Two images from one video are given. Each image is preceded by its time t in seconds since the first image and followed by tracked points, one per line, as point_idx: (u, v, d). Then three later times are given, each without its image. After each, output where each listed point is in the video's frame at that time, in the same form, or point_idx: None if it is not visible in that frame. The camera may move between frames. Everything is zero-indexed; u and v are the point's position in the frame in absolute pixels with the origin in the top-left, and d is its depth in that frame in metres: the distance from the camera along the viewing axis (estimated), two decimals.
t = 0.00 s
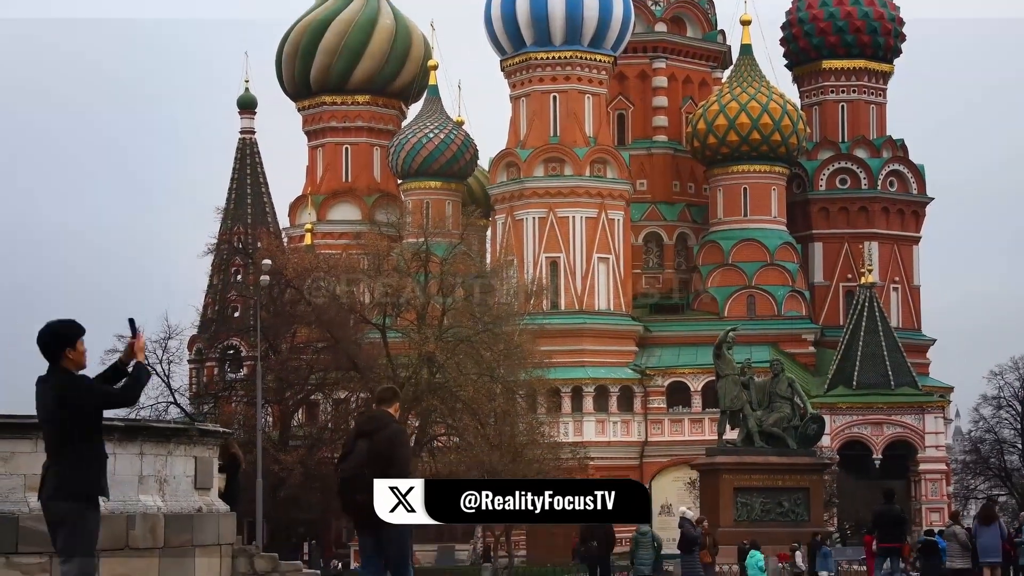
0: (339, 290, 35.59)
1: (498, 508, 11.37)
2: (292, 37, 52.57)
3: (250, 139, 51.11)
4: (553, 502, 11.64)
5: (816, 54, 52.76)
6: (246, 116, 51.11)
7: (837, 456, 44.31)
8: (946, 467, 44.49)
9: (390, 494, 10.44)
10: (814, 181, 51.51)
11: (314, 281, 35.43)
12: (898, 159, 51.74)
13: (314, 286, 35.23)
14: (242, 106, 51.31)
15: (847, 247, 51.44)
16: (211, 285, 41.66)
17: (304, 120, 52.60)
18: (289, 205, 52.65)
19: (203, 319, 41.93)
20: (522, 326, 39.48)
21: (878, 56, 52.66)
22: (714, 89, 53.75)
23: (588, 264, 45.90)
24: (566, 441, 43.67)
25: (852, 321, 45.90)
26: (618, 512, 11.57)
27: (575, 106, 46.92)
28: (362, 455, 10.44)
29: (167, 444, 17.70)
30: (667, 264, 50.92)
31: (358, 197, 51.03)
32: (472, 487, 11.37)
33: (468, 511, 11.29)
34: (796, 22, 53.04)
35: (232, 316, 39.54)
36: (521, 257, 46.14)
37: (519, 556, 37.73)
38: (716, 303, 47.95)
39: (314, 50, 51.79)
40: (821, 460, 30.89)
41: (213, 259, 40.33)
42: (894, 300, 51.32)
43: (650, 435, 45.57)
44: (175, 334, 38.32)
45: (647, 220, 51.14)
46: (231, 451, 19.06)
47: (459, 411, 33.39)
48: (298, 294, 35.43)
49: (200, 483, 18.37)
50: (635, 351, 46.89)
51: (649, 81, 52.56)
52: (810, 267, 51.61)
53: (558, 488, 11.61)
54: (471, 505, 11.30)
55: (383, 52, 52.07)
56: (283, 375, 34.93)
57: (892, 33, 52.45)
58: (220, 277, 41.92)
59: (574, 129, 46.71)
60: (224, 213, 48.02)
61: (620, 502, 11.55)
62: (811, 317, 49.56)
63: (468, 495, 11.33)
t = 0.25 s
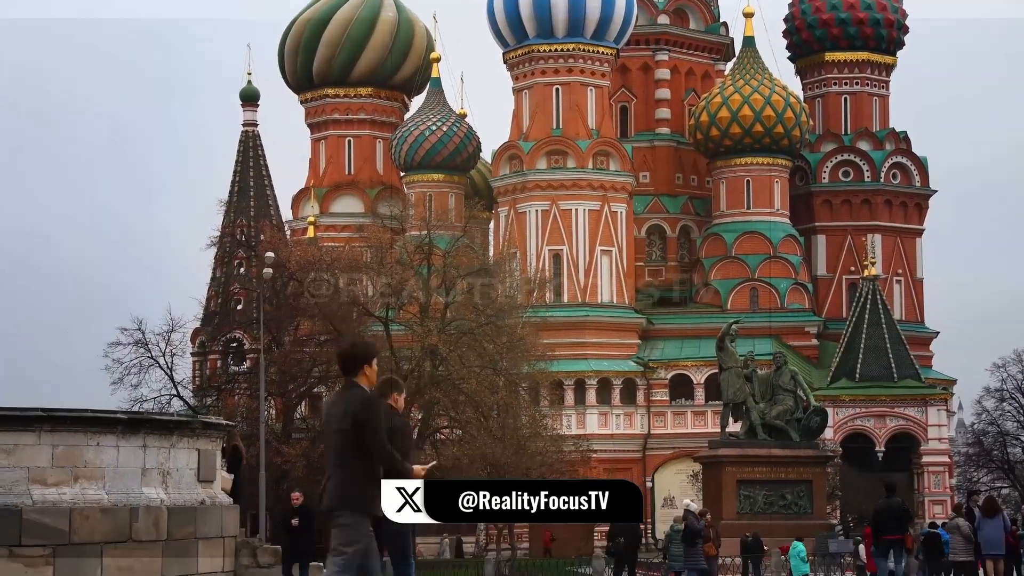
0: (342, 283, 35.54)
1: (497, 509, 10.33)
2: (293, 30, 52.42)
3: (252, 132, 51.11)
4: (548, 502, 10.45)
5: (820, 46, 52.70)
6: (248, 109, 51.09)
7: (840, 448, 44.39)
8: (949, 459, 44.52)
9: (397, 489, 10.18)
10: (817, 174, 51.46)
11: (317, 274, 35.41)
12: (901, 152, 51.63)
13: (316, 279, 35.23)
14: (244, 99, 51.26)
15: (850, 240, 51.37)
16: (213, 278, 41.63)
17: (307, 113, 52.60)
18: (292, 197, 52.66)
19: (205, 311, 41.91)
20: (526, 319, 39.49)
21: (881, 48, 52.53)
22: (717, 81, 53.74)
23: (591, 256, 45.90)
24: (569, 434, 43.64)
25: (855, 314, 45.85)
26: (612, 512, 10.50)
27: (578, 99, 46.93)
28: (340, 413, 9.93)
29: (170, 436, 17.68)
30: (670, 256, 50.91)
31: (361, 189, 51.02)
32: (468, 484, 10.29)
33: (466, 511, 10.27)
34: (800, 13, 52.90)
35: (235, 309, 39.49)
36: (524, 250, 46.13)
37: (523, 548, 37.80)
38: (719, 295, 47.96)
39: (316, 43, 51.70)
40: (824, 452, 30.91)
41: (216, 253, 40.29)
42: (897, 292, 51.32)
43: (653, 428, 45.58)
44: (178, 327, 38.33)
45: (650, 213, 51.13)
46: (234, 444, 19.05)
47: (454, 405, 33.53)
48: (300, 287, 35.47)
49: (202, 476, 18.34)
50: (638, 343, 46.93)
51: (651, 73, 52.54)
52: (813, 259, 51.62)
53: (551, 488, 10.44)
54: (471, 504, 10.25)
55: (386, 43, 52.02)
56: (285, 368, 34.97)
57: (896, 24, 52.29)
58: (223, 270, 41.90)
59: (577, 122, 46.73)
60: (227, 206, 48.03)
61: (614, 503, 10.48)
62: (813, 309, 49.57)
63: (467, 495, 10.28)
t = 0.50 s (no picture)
0: (344, 275, 35.42)
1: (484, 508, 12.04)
2: (297, 22, 52.57)
3: (256, 123, 51.17)
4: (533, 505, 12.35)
5: (823, 37, 52.65)
6: (252, 100, 51.14)
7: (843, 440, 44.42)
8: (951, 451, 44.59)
9: (409, 492, 10.58)
10: (820, 165, 51.37)
11: (319, 266, 35.37)
12: (904, 143, 51.56)
13: (319, 271, 35.22)
14: (247, 91, 51.30)
15: (853, 232, 51.37)
16: (216, 270, 41.58)
17: (310, 104, 52.64)
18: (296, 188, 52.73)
19: (209, 302, 41.86)
20: (529, 311, 39.42)
21: (884, 39, 52.50)
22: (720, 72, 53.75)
23: (594, 247, 45.87)
24: (572, 424, 43.65)
25: (857, 307, 45.50)
26: (599, 510, 12.48)
27: (581, 90, 46.93)
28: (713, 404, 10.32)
29: (173, 426, 17.65)
30: (673, 247, 50.88)
31: (364, 180, 51.01)
32: (460, 489, 11.91)
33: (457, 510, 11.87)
34: (803, 6, 52.93)
35: (237, 300, 39.49)
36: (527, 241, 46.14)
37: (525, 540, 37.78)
38: (721, 286, 47.97)
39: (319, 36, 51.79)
40: (827, 443, 30.98)
41: (218, 244, 40.27)
42: (900, 284, 51.31)
43: (655, 419, 45.58)
44: (181, 318, 38.36)
45: (653, 204, 51.07)
46: (238, 435, 19.12)
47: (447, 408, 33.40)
48: (303, 278, 35.48)
49: (205, 467, 18.35)
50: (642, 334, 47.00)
51: (654, 65, 52.50)
52: (816, 250, 51.66)
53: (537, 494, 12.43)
54: (462, 504, 11.86)
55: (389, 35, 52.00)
56: (288, 359, 34.98)
57: (899, 15, 52.29)
58: (226, 261, 41.84)
59: (580, 113, 46.73)
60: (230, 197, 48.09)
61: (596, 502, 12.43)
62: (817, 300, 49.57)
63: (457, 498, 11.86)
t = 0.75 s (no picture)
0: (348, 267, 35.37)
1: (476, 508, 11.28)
2: (301, 14, 52.50)
3: (259, 115, 51.16)
4: (527, 503, 11.60)
5: (827, 30, 52.71)
6: (255, 92, 51.13)
7: (847, 431, 44.43)
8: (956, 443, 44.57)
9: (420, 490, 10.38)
10: (824, 158, 51.43)
11: (323, 259, 35.32)
12: (908, 135, 51.63)
13: (323, 264, 35.17)
14: (251, 83, 51.27)
15: (856, 224, 51.34)
16: (221, 262, 41.59)
17: (313, 96, 52.67)
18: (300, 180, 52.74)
19: (213, 294, 41.87)
20: (534, 303, 39.45)
21: (888, 31, 52.51)
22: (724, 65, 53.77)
23: (597, 240, 45.84)
24: (576, 417, 43.67)
25: (861, 299, 45.43)
26: (585, 511, 11.70)
27: (585, 82, 46.87)
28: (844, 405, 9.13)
29: (178, 420, 17.50)
30: (676, 240, 50.83)
31: (367, 172, 51.02)
32: (451, 487, 11.21)
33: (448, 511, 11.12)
34: None
35: (241, 294, 39.47)
36: (530, 233, 46.11)
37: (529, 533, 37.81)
38: (725, 279, 47.92)
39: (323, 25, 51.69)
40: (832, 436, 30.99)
41: (221, 237, 40.25)
42: (904, 276, 51.25)
43: (659, 411, 45.69)
44: (185, 310, 38.36)
45: (656, 197, 51.06)
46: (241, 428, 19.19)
47: (413, 390, 33.23)
48: (308, 271, 35.46)
49: (211, 461, 18.21)
50: (645, 326, 46.97)
51: (658, 57, 52.51)
52: (820, 242, 51.63)
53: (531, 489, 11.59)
54: (452, 506, 11.10)
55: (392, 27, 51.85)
56: (291, 352, 34.91)
57: (903, 7, 52.36)
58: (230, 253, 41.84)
59: (583, 106, 46.64)
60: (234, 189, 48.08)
61: (591, 502, 11.67)
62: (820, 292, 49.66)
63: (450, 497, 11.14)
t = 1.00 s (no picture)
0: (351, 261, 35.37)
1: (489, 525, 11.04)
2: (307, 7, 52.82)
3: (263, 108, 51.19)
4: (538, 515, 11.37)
5: (830, 24, 52.65)
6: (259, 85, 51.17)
7: (851, 426, 44.35)
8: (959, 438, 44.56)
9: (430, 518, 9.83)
10: (827, 152, 51.36)
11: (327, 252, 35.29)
12: (911, 130, 51.42)
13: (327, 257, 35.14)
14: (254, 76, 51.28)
15: (860, 218, 51.28)
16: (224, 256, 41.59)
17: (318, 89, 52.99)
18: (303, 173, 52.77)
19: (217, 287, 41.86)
20: (536, 296, 39.46)
21: (891, 25, 52.53)
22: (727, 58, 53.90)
23: (601, 234, 45.75)
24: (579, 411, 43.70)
25: (864, 294, 45.33)
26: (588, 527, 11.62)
27: (588, 76, 46.79)
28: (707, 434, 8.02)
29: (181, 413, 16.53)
30: (680, 234, 50.68)
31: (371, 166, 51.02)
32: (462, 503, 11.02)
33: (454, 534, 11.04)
34: None
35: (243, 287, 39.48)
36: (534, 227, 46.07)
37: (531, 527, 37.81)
38: (728, 272, 47.89)
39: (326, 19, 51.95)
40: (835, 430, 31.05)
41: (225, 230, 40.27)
42: (907, 270, 51.18)
43: (662, 406, 45.87)
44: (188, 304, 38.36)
45: (659, 190, 51.07)
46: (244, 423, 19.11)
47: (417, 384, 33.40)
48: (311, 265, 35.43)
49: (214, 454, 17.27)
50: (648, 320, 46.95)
51: (661, 50, 52.54)
52: (823, 236, 51.63)
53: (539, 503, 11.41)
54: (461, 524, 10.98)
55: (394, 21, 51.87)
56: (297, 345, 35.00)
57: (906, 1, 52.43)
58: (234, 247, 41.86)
59: (587, 99, 46.65)
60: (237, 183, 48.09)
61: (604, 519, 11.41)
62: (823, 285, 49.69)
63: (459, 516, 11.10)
